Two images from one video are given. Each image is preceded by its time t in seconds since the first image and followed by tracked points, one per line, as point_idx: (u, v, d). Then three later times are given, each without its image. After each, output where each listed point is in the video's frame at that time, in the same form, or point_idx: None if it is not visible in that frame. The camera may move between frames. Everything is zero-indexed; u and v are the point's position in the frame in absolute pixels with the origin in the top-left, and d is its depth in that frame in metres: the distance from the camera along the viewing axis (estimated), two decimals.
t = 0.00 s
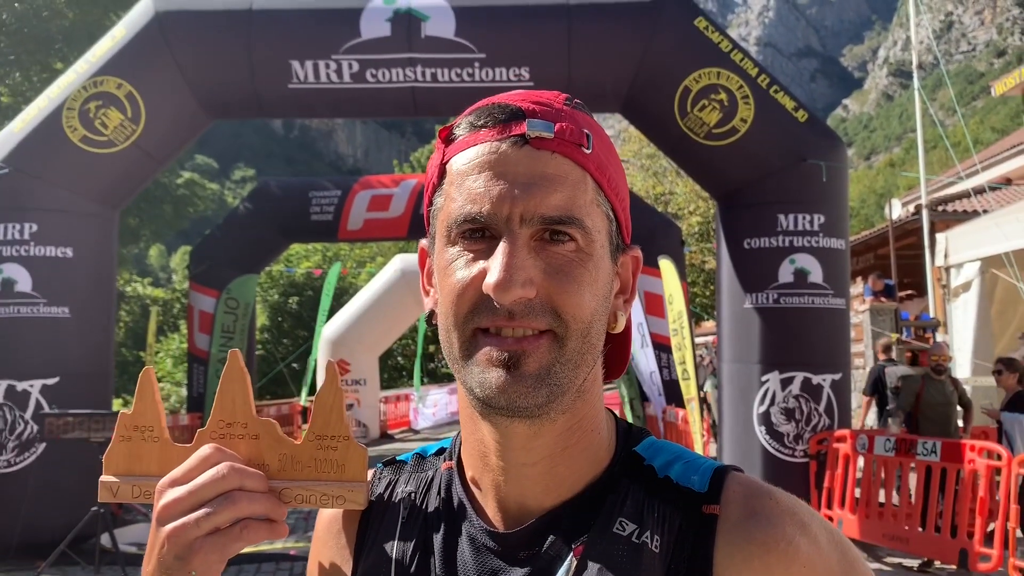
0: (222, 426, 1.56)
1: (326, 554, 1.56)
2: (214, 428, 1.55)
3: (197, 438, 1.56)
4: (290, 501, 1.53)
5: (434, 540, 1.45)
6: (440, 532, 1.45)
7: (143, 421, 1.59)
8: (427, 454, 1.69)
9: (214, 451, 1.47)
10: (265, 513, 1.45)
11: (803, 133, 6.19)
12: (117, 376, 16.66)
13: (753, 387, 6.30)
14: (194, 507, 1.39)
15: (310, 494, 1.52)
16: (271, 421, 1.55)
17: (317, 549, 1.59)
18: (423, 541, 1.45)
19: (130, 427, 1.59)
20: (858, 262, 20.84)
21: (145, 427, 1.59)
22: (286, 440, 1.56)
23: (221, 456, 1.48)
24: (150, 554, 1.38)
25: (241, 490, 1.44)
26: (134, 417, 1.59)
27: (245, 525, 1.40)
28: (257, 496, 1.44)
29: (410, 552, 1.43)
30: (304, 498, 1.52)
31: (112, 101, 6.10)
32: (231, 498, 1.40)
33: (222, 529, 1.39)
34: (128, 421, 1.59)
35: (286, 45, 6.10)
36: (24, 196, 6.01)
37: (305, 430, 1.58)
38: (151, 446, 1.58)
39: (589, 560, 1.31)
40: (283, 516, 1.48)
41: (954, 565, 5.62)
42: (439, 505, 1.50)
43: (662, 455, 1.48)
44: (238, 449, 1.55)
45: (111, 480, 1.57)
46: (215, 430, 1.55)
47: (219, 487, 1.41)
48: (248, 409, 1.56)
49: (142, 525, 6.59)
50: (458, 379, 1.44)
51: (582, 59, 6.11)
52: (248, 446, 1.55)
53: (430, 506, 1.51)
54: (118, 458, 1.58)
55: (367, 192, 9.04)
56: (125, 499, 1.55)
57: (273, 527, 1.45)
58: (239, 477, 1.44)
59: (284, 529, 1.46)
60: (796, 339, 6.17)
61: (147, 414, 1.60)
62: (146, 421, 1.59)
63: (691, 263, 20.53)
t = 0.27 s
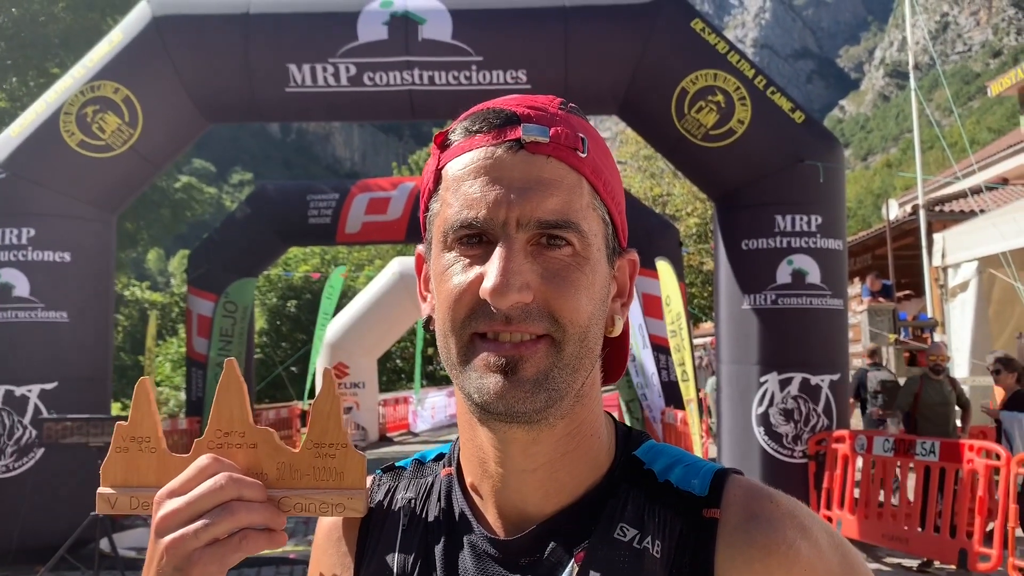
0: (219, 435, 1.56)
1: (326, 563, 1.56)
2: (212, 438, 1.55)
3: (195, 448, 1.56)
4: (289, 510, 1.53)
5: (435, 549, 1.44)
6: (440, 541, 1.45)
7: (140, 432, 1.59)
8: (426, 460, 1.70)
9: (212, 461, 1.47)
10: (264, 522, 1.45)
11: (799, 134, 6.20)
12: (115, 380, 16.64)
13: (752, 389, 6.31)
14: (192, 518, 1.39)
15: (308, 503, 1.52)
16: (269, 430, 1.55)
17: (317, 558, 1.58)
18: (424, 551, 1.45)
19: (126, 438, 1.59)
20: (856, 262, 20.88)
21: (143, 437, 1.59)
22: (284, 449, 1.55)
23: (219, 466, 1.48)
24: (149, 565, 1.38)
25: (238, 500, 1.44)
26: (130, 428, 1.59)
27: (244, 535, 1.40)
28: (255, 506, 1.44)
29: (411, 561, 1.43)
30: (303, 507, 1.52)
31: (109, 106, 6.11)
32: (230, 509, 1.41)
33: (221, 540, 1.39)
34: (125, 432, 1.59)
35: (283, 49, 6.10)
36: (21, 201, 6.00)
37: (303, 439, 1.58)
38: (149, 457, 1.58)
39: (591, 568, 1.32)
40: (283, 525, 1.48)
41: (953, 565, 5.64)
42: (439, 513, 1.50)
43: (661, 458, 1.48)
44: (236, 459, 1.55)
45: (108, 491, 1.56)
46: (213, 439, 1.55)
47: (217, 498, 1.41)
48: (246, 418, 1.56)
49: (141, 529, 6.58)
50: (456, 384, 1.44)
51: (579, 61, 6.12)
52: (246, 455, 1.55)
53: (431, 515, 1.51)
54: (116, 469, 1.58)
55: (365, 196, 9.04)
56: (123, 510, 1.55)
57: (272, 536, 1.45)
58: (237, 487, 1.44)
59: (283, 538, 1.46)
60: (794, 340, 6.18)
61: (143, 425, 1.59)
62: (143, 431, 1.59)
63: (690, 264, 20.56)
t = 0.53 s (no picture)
0: (213, 438, 1.55)
1: (322, 567, 1.55)
2: (206, 442, 1.54)
3: (189, 452, 1.55)
4: (284, 514, 1.52)
5: (431, 557, 1.44)
6: (436, 547, 1.44)
7: (134, 437, 1.59)
8: (421, 462, 1.69)
9: (205, 466, 1.46)
10: (258, 527, 1.44)
11: (799, 135, 6.20)
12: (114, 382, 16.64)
13: (752, 390, 6.30)
14: (187, 523, 1.39)
15: (304, 507, 1.51)
16: (263, 433, 1.54)
17: (312, 562, 1.58)
18: (419, 557, 1.44)
19: (120, 443, 1.58)
20: (856, 263, 20.90)
21: (136, 442, 1.58)
22: (279, 453, 1.55)
23: (213, 470, 1.47)
24: (143, 570, 1.38)
25: (233, 504, 1.43)
26: (125, 432, 1.59)
27: (239, 540, 1.40)
28: (250, 510, 1.43)
29: (406, 566, 1.43)
30: (298, 511, 1.51)
31: (108, 107, 6.11)
32: (224, 514, 1.40)
33: (215, 545, 1.38)
34: (119, 436, 1.59)
35: (282, 50, 6.10)
36: (20, 202, 6.00)
37: (298, 442, 1.57)
38: (143, 461, 1.58)
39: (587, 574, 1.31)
40: (278, 529, 1.47)
41: (953, 566, 5.66)
42: (434, 519, 1.50)
43: (658, 461, 1.48)
44: (229, 463, 1.54)
45: (102, 496, 1.56)
46: (207, 444, 1.54)
47: (211, 503, 1.41)
48: (240, 421, 1.55)
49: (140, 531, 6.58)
50: (450, 387, 1.44)
51: (578, 62, 6.12)
52: (241, 459, 1.54)
53: (426, 521, 1.50)
54: (110, 474, 1.58)
55: (364, 197, 9.04)
56: (117, 515, 1.54)
57: (268, 540, 1.44)
58: (231, 491, 1.43)
59: (278, 543, 1.46)
60: (793, 341, 6.18)
61: (137, 429, 1.59)
62: (137, 435, 1.59)
63: (689, 266, 20.58)
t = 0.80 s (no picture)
0: (215, 437, 1.55)
1: (323, 566, 1.54)
2: (208, 440, 1.54)
3: (191, 450, 1.55)
4: (286, 512, 1.53)
5: (433, 556, 1.43)
6: (438, 546, 1.44)
7: (135, 435, 1.59)
8: (423, 461, 1.70)
9: (208, 464, 1.46)
10: (261, 525, 1.44)
11: (801, 136, 6.20)
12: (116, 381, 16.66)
13: (753, 391, 6.30)
14: (189, 521, 1.39)
15: (305, 505, 1.52)
16: (265, 432, 1.55)
17: (313, 561, 1.58)
18: (421, 556, 1.44)
19: (122, 441, 1.59)
20: (858, 264, 20.87)
21: (138, 439, 1.59)
22: (282, 451, 1.55)
23: (215, 468, 1.47)
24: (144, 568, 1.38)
25: (235, 502, 1.44)
26: (126, 430, 1.59)
27: (242, 538, 1.40)
28: (253, 509, 1.44)
29: (408, 565, 1.43)
30: (300, 509, 1.51)
31: (112, 107, 6.11)
32: (226, 512, 1.40)
33: (218, 542, 1.38)
34: (121, 434, 1.59)
35: (285, 51, 6.11)
36: (24, 201, 6.01)
37: (301, 440, 1.57)
38: (144, 458, 1.58)
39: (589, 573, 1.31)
40: (279, 527, 1.48)
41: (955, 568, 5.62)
42: (437, 518, 1.50)
43: (660, 461, 1.48)
44: (231, 461, 1.54)
45: (103, 494, 1.56)
46: (209, 442, 1.55)
47: (213, 501, 1.41)
48: (242, 420, 1.56)
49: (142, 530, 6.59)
50: (454, 387, 1.44)
51: (580, 63, 6.12)
52: (243, 457, 1.54)
53: (429, 520, 1.50)
54: (111, 472, 1.58)
55: (367, 197, 9.06)
56: (119, 513, 1.55)
57: (270, 538, 1.44)
58: (233, 490, 1.43)
59: (280, 541, 1.46)
60: (796, 343, 6.17)
61: (139, 427, 1.59)
62: (139, 433, 1.59)
63: (692, 267, 20.57)
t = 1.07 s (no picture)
0: (227, 435, 1.56)
1: (333, 565, 1.55)
2: (220, 437, 1.56)
3: (203, 448, 1.56)
4: (297, 510, 1.54)
5: (444, 555, 1.44)
6: (448, 545, 1.45)
7: (149, 431, 1.60)
8: (432, 460, 1.70)
9: (220, 461, 1.47)
10: (272, 523, 1.45)
11: (809, 137, 6.19)
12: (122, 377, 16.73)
13: (759, 392, 6.29)
14: (201, 518, 1.40)
15: (316, 503, 1.53)
16: (278, 430, 1.56)
17: (323, 560, 1.58)
18: (431, 554, 1.45)
19: (135, 437, 1.60)
20: (865, 266, 20.81)
21: (151, 437, 1.60)
22: (293, 449, 1.56)
23: (227, 466, 1.48)
24: (156, 565, 1.39)
25: (247, 500, 1.45)
26: (139, 426, 1.60)
27: (253, 535, 1.41)
28: (264, 506, 1.44)
29: (419, 563, 1.43)
30: (311, 507, 1.52)
31: (120, 104, 6.13)
32: (238, 509, 1.41)
33: (230, 540, 1.39)
34: (133, 431, 1.60)
35: (293, 49, 6.12)
36: (32, 199, 6.04)
37: (312, 439, 1.58)
38: (157, 456, 1.59)
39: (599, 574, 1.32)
40: (291, 525, 1.49)
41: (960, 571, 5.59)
42: (447, 517, 1.50)
43: (670, 462, 1.48)
44: (243, 459, 1.55)
45: (115, 490, 1.57)
46: (221, 439, 1.56)
47: (225, 499, 1.42)
48: (254, 418, 1.57)
49: (148, 527, 6.61)
50: (466, 387, 1.45)
51: (588, 62, 6.12)
52: (254, 455, 1.55)
53: (438, 519, 1.51)
54: (123, 469, 1.59)
55: (373, 196, 9.08)
56: (130, 509, 1.56)
57: (281, 536, 1.45)
58: (245, 487, 1.45)
59: (291, 538, 1.47)
60: (802, 344, 6.16)
61: (152, 425, 1.60)
62: (151, 431, 1.60)
63: (698, 267, 20.55)
